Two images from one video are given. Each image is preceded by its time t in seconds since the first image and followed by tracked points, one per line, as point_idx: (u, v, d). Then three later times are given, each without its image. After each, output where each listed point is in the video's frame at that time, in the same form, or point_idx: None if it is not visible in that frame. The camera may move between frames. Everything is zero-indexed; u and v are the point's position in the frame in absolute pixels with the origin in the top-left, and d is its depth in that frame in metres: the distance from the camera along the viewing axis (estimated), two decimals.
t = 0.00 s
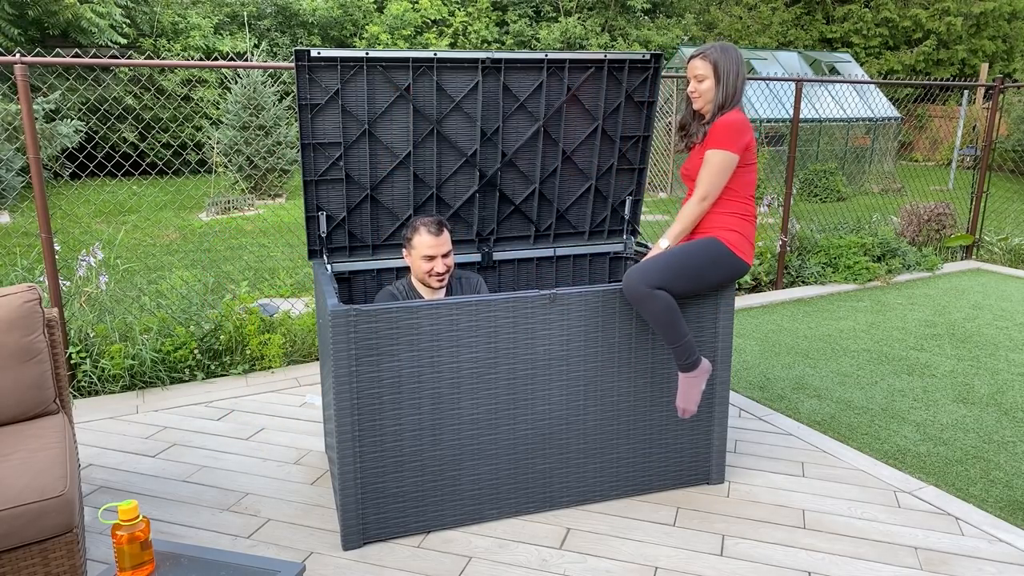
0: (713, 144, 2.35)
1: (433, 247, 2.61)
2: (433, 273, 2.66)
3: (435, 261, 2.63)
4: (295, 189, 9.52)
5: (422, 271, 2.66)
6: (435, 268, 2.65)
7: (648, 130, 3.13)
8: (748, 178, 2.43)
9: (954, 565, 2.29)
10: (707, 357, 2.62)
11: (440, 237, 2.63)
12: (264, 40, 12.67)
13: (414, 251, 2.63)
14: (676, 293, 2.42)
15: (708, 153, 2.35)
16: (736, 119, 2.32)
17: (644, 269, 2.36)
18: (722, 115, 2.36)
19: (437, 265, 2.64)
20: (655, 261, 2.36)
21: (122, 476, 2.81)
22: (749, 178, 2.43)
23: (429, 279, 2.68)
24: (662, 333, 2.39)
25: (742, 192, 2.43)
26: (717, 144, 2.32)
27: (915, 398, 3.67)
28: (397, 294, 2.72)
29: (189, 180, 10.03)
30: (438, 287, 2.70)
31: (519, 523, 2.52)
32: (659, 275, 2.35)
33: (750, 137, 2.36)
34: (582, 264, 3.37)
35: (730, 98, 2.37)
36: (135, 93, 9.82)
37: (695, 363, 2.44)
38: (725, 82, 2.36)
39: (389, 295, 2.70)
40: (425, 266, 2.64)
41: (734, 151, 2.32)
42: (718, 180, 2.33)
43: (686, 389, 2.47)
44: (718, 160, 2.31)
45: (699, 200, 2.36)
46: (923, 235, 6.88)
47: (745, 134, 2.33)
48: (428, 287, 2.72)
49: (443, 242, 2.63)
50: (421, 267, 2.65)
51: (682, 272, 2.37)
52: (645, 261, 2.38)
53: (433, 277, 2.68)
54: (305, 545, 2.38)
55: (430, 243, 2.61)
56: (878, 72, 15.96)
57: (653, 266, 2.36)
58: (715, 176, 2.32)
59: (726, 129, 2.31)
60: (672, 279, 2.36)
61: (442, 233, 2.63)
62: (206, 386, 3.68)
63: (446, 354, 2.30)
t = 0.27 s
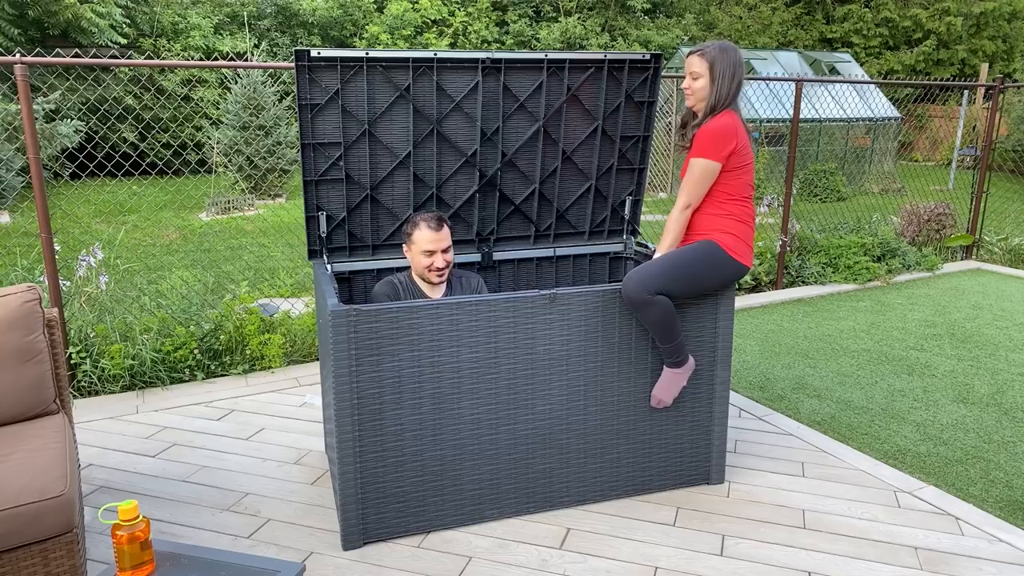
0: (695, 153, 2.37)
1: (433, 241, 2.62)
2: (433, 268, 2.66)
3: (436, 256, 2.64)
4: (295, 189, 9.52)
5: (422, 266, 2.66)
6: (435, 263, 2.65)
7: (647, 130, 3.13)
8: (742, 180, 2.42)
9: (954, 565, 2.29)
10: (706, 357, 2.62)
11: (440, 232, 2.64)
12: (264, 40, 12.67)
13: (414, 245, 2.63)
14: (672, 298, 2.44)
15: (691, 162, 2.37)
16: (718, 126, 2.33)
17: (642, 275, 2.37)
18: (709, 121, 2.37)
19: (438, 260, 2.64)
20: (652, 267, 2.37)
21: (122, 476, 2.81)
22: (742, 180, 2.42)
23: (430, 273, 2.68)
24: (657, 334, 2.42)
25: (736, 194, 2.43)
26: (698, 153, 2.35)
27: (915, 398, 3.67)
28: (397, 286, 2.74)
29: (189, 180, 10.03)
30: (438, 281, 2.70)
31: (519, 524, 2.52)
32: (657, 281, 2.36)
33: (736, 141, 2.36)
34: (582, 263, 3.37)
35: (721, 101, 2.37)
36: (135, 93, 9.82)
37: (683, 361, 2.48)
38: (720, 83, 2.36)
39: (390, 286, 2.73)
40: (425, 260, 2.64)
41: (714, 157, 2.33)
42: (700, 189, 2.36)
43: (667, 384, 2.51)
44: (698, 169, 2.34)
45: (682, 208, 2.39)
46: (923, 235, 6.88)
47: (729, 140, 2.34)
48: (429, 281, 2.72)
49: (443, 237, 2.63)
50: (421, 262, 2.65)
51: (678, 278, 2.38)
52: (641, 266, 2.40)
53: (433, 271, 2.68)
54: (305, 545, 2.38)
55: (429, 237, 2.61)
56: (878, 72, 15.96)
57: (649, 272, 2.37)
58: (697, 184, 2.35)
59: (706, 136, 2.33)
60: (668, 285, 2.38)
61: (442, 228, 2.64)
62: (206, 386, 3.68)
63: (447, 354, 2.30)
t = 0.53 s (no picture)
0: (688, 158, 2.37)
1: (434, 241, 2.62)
2: (435, 267, 2.66)
3: (437, 255, 2.64)
4: (295, 189, 9.52)
5: (423, 267, 2.65)
6: (436, 263, 2.65)
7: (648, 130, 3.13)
8: (739, 181, 2.42)
9: (954, 565, 2.29)
10: (706, 357, 2.62)
11: (440, 232, 2.64)
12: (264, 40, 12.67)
13: (415, 245, 2.63)
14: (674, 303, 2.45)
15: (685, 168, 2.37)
16: (709, 129, 2.32)
17: (645, 281, 2.37)
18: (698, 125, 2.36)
19: (439, 259, 2.64)
20: (655, 273, 2.37)
21: (122, 476, 2.81)
22: (739, 181, 2.42)
23: (431, 274, 2.68)
24: (659, 340, 2.43)
25: (733, 195, 2.42)
26: (691, 158, 2.35)
27: (915, 398, 3.67)
28: (397, 283, 2.75)
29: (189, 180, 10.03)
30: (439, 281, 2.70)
31: (519, 524, 2.52)
32: (661, 287, 2.36)
33: (729, 142, 2.36)
34: (582, 263, 3.37)
35: (706, 102, 2.35)
36: (135, 93, 9.81)
37: (683, 366, 2.50)
38: (700, 85, 2.34)
39: (390, 283, 2.74)
40: (426, 260, 2.64)
41: (707, 161, 2.33)
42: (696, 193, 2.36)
43: (667, 390, 2.52)
44: (692, 174, 2.34)
45: (679, 213, 2.39)
46: (923, 235, 6.88)
47: (721, 142, 2.34)
48: (431, 282, 2.71)
49: (443, 236, 2.63)
50: (422, 262, 2.64)
51: (681, 283, 2.38)
52: (643, 272, 2.40)
53: (434, 272, 2.67)
54: (305, 545, 2.38)
55: (430, 237, 2.62)
56: (878, 72, 15.95)
57: (653, 278, 2.37)
58: (693, 188, 2.35)
59: (697, 140, 2.33)
60: (672, 290, 2.38)
61: (443, 227, 2.64)
62: (206, 386, 3.68)
63: (447, 354, 2.30)
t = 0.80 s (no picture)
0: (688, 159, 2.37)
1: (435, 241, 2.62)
2: (436, 268, 2.65)
3: (438, 255, 2.63)
4: (295, 189, 9.52)
5: (424, 267, 2.65)
6: (437, 263, 2.65)
7: (647, 130, 3.13)
8: (740, 181, 2.42)
9: (954, 565, 2.29)
10: (706, 357, 2.61)
11: (440, 232, 2.64)
12: (264, 40, 12.67)
13: (415, 246, 2.63)
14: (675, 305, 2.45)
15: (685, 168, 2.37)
16: (708, 129, 2.32)
17: (646, 282, 2.37)
18: (697, 125, 2.36)
19: (441, 259, 2.64)
20: (656, 273, 2.37)
21: (122, 476, 2.81)
22: (741, 180, 2.42)
23: (432, 274, 2.68)
24: (658, 343, 2.43)
25: (735, 195, 2.42)
26: (691, 158, 2.35)
27: (915, 398, 3.67)
28: (396, 280, 2.76)
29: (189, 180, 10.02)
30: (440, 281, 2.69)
31: (519, 524, 2.52)
32: (661, 288, 2.36)
33: (729, 141, 2.36)
34: (582, 263, 3.37)
35: (700, 102, 2.35)
36: (135, 93, 9.81)
37: (683, 370, 2.49)
38: (692, 87, 2.34)
39: (389, 280, 2.75)
40: (427, 260, 2.64)
41: (708, 160, 2.33)
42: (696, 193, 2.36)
43: (668, 394, 2.52)
44: (693, 174, 2.34)
45: (681, 213, 2.39)
46: (923, 235, 6.88)
47: (721, 142, 2.33)
48: (432, 282, 2.71)
49: (444, 236, 2.63)
50: (422, 262, 2.64)
51: (682, 284, 2.38)
52: (644, 273, 2.40)
53: (435, 272, 2.67)
54: (305, 545, 2.38)
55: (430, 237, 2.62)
56: (878, 72, 15.95)
57: (653, 279, 2.37)
58: (693, 188, 2.36)
59: (696, 141, 2.33)
60: (672, 291, 2.38)
61: (443, 228, 2.64)
62: (206, 386, 3.68)
63: (447, 354, 2.30)
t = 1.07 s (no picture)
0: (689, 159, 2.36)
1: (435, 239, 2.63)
2: (436, 266, 2.66)
3: (439, 254, 2.64)
4: (295, 189, 9.52)
5: (425, 266, 2.65)
6: (437, 261, 2.65)
7: (647, 130, 3.14)
8: (741, 181, 2.41)
9: (954, 565, 2.29)
10: (706, 357, 2.61)
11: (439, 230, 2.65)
12: (264, 40, 12.67)
13: (415, 245, 2.63)
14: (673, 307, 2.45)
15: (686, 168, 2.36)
16: (708, 130, 2.31)
17: (646, 283, 2.36)
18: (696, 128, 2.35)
19: (441, 258, 2.65)
20: (656, 273, 2.37)
21: (122, 476, 2.81)
22: (741, 180, 2.42)
23: (432, 273, 2.67)
24: (657, 346, 2.43)
25: (735, 195, 2.42)
26: (692, 158, 2.34)
27: (915, 398, 3.67)
28: (393, 280, 2.77)
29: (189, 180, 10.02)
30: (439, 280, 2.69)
31: (519, 524, 2.52)
32: (661, 290, 2.36)
33: (729, 142, 2.35)
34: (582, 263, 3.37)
35: (694, 108, 2.35)
36: (135, 93, 9.81)
37: (682, 373, 2.50)
38: (683, 93, 2.33)
39: (387, 280, 2.76)
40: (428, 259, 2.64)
41: (710, 160, 2.32)
42: (698, 193, 2.35)
43: (668, 397, 2.52)
44: (694, 175, 2.33)
45: (683, 214, 2.38)
46: (923, 235, 6.88)
47: (721, 142, 2.33)
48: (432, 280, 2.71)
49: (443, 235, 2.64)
50: (422, 262, 2.64)
51: (682, 285, 2.38)
52: (644, 275, 2.39)
53: (435, 270, 2.67)
54: (305, 545, 2.38)
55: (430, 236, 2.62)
56: (878, 72, 15.95)
57: (653, 280, 2.37)
58: (695, 189, 2.35)
59: (696, 142, 2.32)
60: (672, 292, 2.38)
61: (443, 226, 2.64)
62: (206, 386, 3.68)
63: (447, 354, 2.30)
